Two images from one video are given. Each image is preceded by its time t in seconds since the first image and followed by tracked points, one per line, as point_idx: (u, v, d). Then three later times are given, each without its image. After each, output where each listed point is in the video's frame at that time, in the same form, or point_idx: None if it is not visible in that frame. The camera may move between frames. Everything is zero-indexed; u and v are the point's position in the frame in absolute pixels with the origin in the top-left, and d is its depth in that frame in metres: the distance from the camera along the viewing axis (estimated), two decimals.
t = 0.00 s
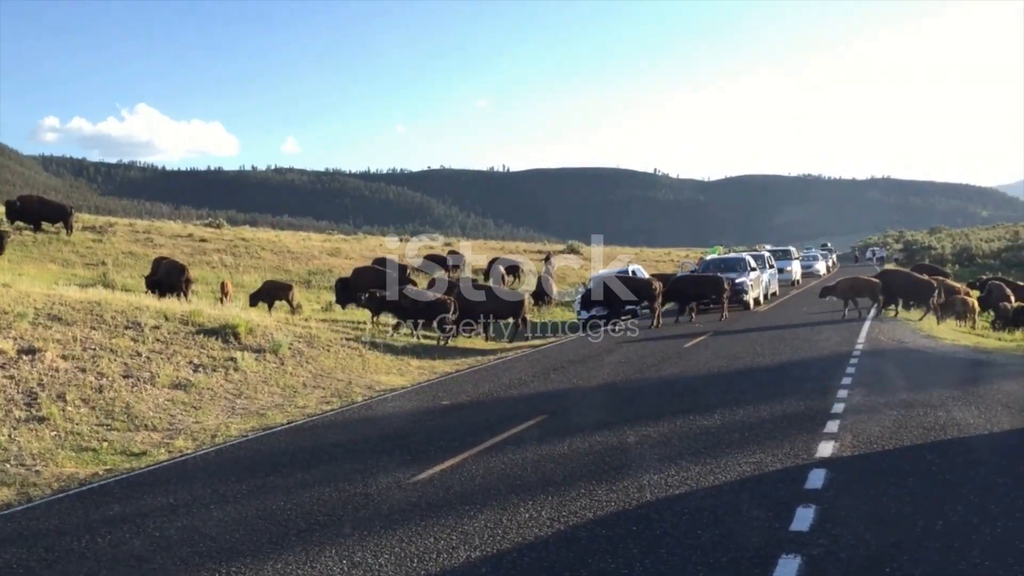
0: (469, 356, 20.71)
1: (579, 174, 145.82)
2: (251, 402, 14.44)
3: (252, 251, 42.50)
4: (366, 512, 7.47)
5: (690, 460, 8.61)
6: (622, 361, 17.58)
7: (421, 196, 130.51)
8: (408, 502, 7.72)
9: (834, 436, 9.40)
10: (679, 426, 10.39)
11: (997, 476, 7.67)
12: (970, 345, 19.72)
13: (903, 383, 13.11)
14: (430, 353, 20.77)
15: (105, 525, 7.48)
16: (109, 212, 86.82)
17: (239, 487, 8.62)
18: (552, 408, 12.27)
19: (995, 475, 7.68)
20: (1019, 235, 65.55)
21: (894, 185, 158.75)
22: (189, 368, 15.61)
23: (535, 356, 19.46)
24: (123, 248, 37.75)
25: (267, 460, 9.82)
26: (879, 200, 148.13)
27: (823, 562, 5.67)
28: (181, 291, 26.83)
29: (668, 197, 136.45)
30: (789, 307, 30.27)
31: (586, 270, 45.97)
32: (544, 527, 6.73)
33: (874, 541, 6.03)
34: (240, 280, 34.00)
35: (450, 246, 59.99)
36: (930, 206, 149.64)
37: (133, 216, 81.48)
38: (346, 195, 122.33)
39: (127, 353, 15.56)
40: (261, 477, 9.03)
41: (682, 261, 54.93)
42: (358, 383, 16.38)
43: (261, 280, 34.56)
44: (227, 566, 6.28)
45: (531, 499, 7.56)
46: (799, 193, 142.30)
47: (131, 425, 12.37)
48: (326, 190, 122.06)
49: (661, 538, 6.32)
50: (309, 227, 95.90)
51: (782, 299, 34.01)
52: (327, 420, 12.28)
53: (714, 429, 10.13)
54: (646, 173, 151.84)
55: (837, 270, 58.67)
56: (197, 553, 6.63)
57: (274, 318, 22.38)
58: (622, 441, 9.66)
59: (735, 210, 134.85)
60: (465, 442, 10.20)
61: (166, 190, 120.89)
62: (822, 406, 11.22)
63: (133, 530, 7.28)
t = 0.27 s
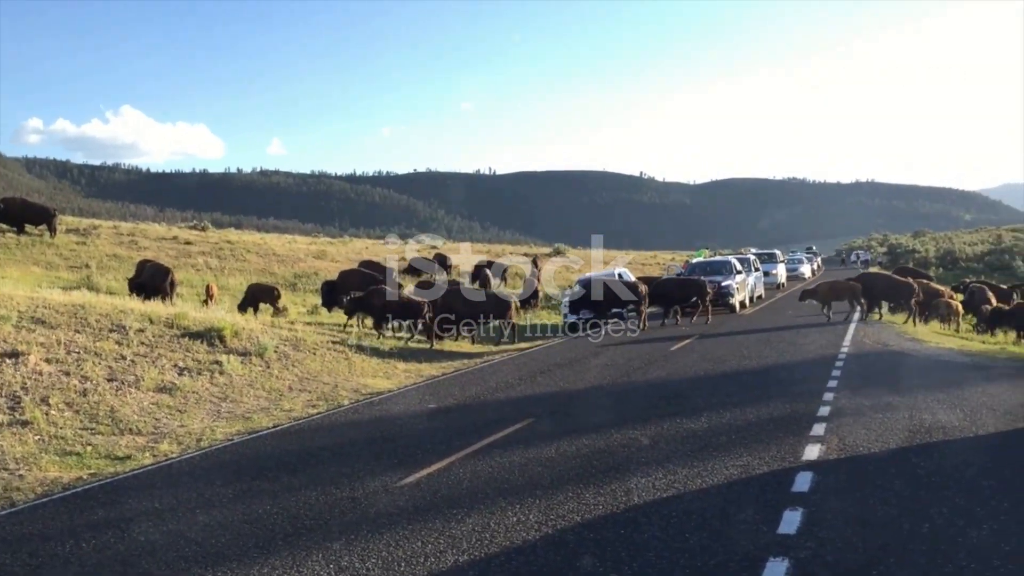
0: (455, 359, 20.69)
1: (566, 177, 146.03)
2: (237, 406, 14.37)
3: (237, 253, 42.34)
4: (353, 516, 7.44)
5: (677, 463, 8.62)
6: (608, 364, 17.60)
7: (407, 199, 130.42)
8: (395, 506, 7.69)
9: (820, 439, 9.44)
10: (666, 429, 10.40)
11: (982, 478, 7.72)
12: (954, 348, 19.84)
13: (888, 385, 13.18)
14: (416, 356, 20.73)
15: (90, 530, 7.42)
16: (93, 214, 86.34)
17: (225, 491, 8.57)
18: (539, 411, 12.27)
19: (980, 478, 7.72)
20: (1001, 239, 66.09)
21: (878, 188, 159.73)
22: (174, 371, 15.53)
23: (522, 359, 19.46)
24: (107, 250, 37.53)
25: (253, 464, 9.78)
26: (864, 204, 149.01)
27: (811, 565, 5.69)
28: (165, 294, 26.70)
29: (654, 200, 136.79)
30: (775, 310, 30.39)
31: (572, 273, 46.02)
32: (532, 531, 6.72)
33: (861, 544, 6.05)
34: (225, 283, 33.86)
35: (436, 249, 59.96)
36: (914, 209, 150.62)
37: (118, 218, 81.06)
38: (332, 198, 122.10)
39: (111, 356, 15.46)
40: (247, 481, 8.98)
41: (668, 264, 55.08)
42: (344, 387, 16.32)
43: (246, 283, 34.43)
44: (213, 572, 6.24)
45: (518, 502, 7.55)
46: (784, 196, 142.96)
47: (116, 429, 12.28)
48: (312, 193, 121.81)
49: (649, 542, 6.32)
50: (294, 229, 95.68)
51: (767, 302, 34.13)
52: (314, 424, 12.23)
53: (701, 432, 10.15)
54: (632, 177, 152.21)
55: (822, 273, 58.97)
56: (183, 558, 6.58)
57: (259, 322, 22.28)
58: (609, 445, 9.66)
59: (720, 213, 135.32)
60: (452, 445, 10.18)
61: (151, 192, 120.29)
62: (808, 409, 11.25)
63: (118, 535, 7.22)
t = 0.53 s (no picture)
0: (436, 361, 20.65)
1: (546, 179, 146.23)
2: (217, 408, 14.27)
3: (216, 255, 42.10)
4: (334, 518, 7.40)
5: (659, 465, 8.63)
6: (589, 365, 17.62)
7: (388, 200, 130.17)
8: (376, 509, 7.64)
9: (801, 441, 9.48)
10: (648, 431, 10.42)
11: (960, 479, 7.77)
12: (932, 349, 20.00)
13: (867, 387, 13.26)
14: (397, 357, 20.67)
15: (67, 534, 7.34)
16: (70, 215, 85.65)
17: (205, 494, 8.51)
18: (520, 413, 12.26)
19: (957, 479, 7.78)
20: (977, 242, 66.80)
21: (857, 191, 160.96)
22: (152, 373, 15.41)
23: (503, 361, 19.45)
24: (85, 251, 37.21)
25: (233, 467, 9.72)
26: (842, 206, 150.12)
27: (792, 566, 5.71)
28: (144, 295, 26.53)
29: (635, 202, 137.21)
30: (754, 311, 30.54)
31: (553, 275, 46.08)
32: (515, 532, 6.71)
33: (841, 546, 6.07)
34: (204, 284, 33.64)
35: (417, 250, 59.87)
36: (891, 211, 151.89)
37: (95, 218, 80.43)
38: (312, 199, 121.72)
39: (89, 358, 15.33)
40: (227, 484, 8.91)
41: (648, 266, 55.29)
42: (325, 389, 16.25)
43: (225, 284, 34.22)
44: None
45: (500, 505, 7.54)
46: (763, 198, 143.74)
47: (93, 432, 12.16)
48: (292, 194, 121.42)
49: (630, 543, 6.32)
50: (274, 230, 95.29)
51: (747, 304, 34.28)
52: (294, 426, 12.17)
53: (683, 434, 10.17)
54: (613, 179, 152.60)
55: (801, 275, 59.39)
56: (162, 561, 6.53)
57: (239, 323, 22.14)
58: (591, 446, 9.67)
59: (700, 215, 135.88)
60: (433, 448, 10.15)
61: (129, 192, 119.40)
62: (788, 411, 11.30)
63: (96, 539, 7.15)
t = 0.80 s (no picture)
0: (419, 360, 20.60)
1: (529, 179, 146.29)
2: (198, 408, 14.18)
3: (197, 253, 41.85)
4: (316, 519, 7.36)
5: (641, 464, 8.64)
6: (573, 365, 17.63)
7: (370, 199, 129.86)
8: (359, 509, 7.61)
9: (783, 440, 9.52)
10: (630, 430, 10.43)
11: (941, 478, 7.82)
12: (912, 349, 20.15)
13: (848, 386, 13.34)
14: (380, 357, 20.61)
15: (45, 534, 7.27)
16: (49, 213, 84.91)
17: (186, 494, 8.45)
18: (504, 412, 12.25)
19: (938, 478, 7.83)
20: (957, 242, 67.38)
21: (838, 191, 161.93)
22: (132, 373, 15.30)
23: (486, 360, 19.44)
24: (64, 250, 36.90)
25: (214, 466, 9.66)
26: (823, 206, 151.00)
27: (775, 565, 5.73)
28: (123, 294, 26.31)
29: (617, 202, 137.47)
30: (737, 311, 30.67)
31: (535, 275, 46.10)
32: (498, 532, 6.70)
33: (824, 544, 6.10)
34: (185, 283, 33.44)
35: (400, 249, 59.73)
36: (872, 212, 152.92)
37: (74, 217, 79.78)
38: (294, 197, 121.22)
39: (68, 357, 15.20)
40: (208, 484, 8.85)
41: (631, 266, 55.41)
42: (307, 388, 16.18)
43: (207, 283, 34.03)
44: None
45: (483, 504, 7.53)
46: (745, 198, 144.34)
47: (72, 432, 12.06)
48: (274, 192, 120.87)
49: (613, 542, 6.33)
50: (255, 229, 94.83)
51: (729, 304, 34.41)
52: (276, 426, 12.11)
53: (666, 433, 10.20)
54: (595, 179, 152.83)
55: (783, 275, 59.67)
56: (143, 562, 6.47)
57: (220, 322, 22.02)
58: (574, 446, 9.67)
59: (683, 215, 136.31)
60: (416, 447, 10.13)
61: (108, 190, 118.54)
62: (771, 410, 11.34)
63: (75, 540, 7.08)
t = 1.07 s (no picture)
0: (402, 359, 20.55)
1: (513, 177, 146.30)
2: (179, 406, 14.10)
3: (179, 251, 41.59)
4: (298, 518, 7.32)
5: (624, 463, 8.66)
6: (556, 363, 17.64)
7: (353, 197, 129.51)
8: (342, 508, 7.58)
9: (765, 438, 9.56)
10: (613, 428, 10.45)
11: (922, 476, 7.88)
12: (893, 348, 20.28)
13: (830, 385, 13.41)
14: (362, 355, 20.56)
15: (25, 534, 7.20)
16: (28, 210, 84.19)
17: (167, 493, 8.39)
18: (487, 410, 12.25)
19: (919, 475, 7.89)
20: (937, 241, 67.86)
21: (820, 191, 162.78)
22: (113, 371, 15.20)
23: (470, 359, 19.43)
24: (43, 247, 36.60)
25: (196, 465, 9.60)
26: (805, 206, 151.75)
27: (759, 562, 5.75)
28: (103, 292, 26.11)
29: (600, 200, 137.67)
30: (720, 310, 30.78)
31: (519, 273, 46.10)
32: (482, 531, 6.69)
33: (806, 542, 6.13)
34: (166, 281, 33.23)
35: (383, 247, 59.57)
36: (853, 211, 153.81)
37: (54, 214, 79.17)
38: (276, 195, 120.71)
39: (47, 355, 15.08)
40: (190, 483, 8.80)
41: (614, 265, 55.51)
42: (289, 387, 16.11)
43: (188, 281, 33.83)
44: None
45: (466, 502, 7.52)
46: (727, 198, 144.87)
47: (52, 430, 11.96)
48: (256, 189, 120.32)
49: (597, 540, 6.33)
50: (237, 227, 94.40)
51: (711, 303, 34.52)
52: (258, 424, 12.04)
53: (649, 431, 10.22)
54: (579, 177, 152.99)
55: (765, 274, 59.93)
56: (125, 561, 6.43)
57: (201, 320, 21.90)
58: (558, 444, 9.67)
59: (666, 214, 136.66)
60: (399, 446, 10.11)
61: (89, 187, 117.66)
62: (753, 409, 11.39)
63: (56, 539, 7.03)
